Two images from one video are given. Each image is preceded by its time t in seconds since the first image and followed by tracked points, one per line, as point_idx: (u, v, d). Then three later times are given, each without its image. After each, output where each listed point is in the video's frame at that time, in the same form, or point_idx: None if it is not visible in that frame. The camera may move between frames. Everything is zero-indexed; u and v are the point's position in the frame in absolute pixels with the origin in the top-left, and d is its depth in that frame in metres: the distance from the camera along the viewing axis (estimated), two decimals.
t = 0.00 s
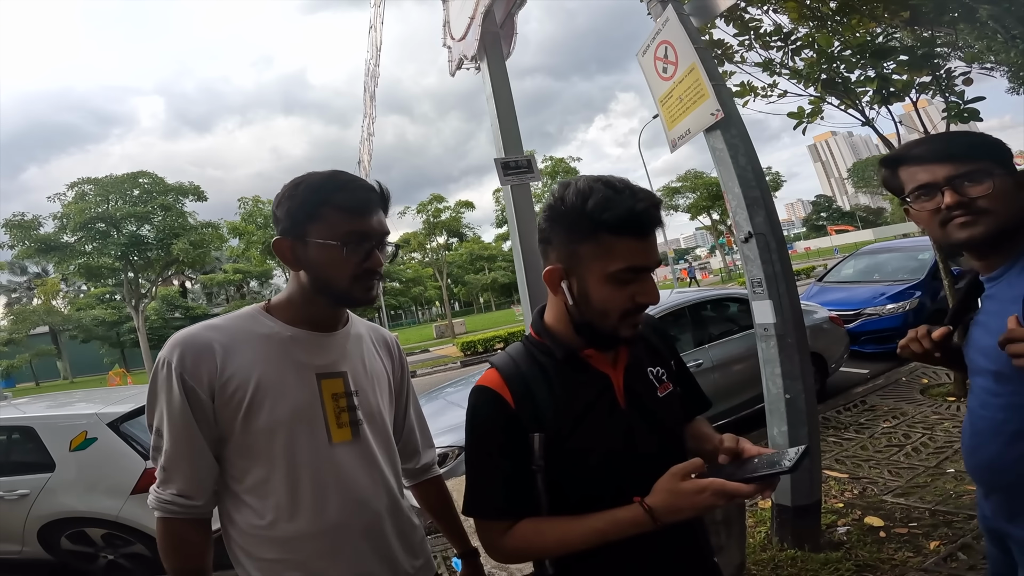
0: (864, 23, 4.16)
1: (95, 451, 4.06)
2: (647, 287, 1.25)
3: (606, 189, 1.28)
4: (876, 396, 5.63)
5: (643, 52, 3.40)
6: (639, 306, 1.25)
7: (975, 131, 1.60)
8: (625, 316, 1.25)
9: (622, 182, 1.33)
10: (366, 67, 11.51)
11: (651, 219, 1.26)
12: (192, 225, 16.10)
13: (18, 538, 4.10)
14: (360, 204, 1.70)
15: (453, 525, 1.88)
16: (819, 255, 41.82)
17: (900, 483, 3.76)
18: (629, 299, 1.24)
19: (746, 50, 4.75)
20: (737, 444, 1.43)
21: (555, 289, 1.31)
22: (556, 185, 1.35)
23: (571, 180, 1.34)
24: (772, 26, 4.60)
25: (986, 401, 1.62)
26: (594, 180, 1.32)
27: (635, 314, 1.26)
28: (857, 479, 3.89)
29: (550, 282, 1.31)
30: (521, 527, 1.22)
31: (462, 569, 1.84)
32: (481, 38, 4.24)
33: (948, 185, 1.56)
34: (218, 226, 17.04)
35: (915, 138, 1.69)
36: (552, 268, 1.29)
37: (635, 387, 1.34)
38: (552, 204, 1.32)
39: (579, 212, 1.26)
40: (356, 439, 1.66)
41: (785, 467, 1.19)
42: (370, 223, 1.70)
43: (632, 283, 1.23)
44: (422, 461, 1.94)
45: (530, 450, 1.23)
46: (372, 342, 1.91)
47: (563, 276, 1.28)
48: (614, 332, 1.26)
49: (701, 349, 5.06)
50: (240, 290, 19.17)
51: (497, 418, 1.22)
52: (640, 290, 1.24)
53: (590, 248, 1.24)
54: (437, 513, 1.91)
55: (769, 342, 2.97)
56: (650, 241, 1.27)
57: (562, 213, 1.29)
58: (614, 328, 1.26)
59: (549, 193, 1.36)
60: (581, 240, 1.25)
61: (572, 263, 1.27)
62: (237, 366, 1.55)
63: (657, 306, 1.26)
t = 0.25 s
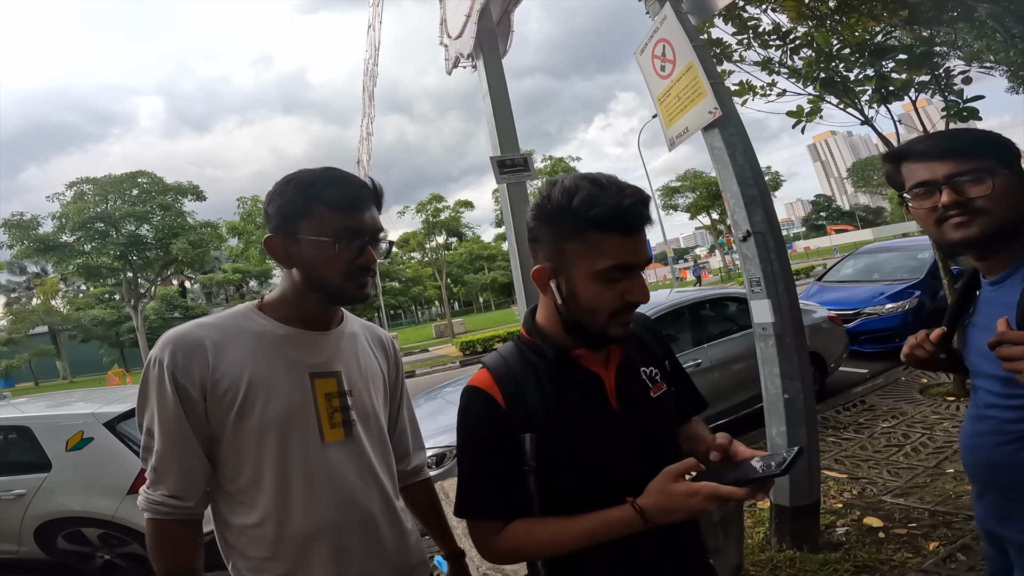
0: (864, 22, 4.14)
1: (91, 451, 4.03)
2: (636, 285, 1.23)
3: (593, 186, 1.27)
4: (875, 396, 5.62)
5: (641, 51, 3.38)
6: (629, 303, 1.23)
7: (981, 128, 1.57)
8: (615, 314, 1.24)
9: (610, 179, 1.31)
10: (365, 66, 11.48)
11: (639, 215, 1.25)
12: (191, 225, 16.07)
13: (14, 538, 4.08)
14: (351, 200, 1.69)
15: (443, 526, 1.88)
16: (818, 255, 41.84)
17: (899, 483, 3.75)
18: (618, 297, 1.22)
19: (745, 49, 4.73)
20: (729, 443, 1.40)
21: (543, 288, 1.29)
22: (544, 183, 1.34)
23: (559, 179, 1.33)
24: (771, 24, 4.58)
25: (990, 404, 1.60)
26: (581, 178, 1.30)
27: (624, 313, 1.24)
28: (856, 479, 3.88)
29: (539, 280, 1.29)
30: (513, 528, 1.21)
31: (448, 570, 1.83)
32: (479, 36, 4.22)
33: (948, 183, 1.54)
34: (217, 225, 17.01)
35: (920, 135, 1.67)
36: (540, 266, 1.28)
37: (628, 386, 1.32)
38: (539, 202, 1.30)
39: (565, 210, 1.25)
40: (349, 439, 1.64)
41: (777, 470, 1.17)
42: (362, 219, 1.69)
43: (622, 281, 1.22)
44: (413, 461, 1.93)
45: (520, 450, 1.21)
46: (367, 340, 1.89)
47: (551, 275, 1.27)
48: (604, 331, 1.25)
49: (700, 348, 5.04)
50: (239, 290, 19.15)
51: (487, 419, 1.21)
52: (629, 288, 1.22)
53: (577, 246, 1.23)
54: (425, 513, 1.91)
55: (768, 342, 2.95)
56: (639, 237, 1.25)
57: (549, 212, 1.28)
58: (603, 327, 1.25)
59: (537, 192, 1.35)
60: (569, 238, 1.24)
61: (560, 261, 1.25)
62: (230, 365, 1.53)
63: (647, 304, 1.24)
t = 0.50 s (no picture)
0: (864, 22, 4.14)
1: (94, 451, 4.04)
2: (636, 285, 1.23)
3: (595, 187, 1.28)
4: (876, 395, 5.62)
5: (642, 51, 3.38)
6: (629, 304, 1.23)
7: (983, 134, 1.57)
8: (615, 315, 1.24)
9: (611, 181, 1.32)
10: (366, 66, 11.50)
11: (639, 215, 1.25)
12: (192, 225, 16.06)
13: (17, 539, 4.09)
14: (359, 208, 1.69)
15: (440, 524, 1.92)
16: (819, 254, 41.83)
17: (900, 483, 3.75)
18: (618, 298, 1.23)
19: (746, 49, 4.73)
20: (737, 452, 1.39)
21: (545, 287, 1.30)
22: (546, 185, 1.35)
23: (562, 180, 1.34)
24: (772, 24, 4.58)
25: (994, 406, 1.60)
26: (583, 179, 1.31)
27: (625, 313, 1.24)
28: (857, 479, 3.89)
29: (541, 279, 1.30)
30: (511, 529, 1.22)
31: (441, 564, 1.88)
32: (480, 37, 4.23)
33: (949, 192, 1.55)
34: (218, 226, 17.02)
35: (921, 141, 1.66)
36: (542, 265, 1.28)
37: (627, 390, 1.32)
38: (542, 202, 1.31)
39: (567, 210, 1.26)
40: (356, 442, 1.65)
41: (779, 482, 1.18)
42: (369, 227, 1.69)
43: (622, 281, 1.22)
44: (414, 462, 1.94)
45: (520, 452, 1.22)
46: (372, 343, 1.90)
47: (554, 273, 1.28)
48: (604, 331, 1.25)
49: (701, 348, 5.05)
50: (240, 290, 19.17)
51: (488, 421, 1.22)
52: (629, 288, 1.22)
53: (578, 245, 1.24)
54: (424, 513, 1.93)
55: (769, 342, 2.96)
56: (640, 237, 1.26)
57: (551, 211, 1.28)
58: (603, 327, 1.25)
59: (540, 193, 1.35)
60: (570, 237, 1.25)
61: (561, 260, 1.26)
62: (240, 367, 1.54)
63: (647, 305, 1.24)
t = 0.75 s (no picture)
0: (864, 20, 4.13)
1: (93, 451, 4.03)
2: (632, 287, 1.22)
3: (591, 188, 1.26)
4: (877, 395, 5.61)
5: (642, 50, 3.37)
6: (625, 306, 1.22)
7: (981, 136, 1.56)
8: (612, 317, 1.22)
9: (608, 181, 1.30)
10: (365, 65, 11.51)
11: (637, 217, 1.23)
12: (192, 225, 16.06)
13: (16, 539, 4.08)
14: (358, 206, 1.68)
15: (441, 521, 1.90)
16: (820, 253, 41.79)
17: (901, 483, 3.74)
18: (613, 300, 1.21)
19: (746, 48, 4.72)
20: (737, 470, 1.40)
21: (541, 287, 1.28)
22: (544, 185, 1.34)
23: (560, 180, 1.32)
24: (772, 23, 4.57)
25: (997, 403, 1.57)
26: (580, 179, 1.30)
27: (621, 315, 1.22)
28: (858, 479, 3.87)
29: (537, 280, 1.28)
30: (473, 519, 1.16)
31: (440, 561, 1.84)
32: (479, 36, 4.21)
33: (947, 195, 1.54)
34: (218, 225, 17.01)
35: (920, 142, 1.65)
36: (537, 265, 1.26)
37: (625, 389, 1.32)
38: (540, 202, 1.30)
39: (564, 210, 1.25)
40: (357, 442, 1.63)
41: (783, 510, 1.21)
42: (368, 224, 1.67)
43: (617, 283, 1.20)
44: (414, 461, 1.93)
45: (517, 446, 1.22)
46: (372, 342, 1.88)
47: (550, 274, 1.26)
48: (600, 331, 1.24)
49: (702, 348, 5.03)
50: (241, 289, 19.17)
51: (484, 416, 1.21)
52: (624, 290, 1.21)
53: (574, 246, 1.22)
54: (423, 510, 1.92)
55: (769, 341, 2.94)
56: (639, 239, 1.24)
57: (548, 212, 1.27)
58: (599, 328, 1.23)
59: (538, 193, 1.34)
60: (566, 238, 1.23)
61: (557, 261, 1.25)
62: (240, 366, 1.53)
63: (643, 307, 1.23)
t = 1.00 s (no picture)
0: (864, 20, 4.12)
1: (93, 451, 4.03)
2: (629, 287, 1.22)
3: (584, 189, 1.26)
4: (877, 395, 5.61)
5: (640, 50, 3.36)
6: (622, 306, 1.22)
7: (974, 142, 1.55)
8: (609, 318, 1.22)
9: (602, 181, 1.30)
10: (365, 64, 11.52)
11: (632, 217, 1.23)
12: (192, 224, 16.04)
13: (16, 539, 4.09)
14: (349, 208, 1.67)
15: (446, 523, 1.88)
16: (820, 252, 41.77)
17: (900, 483, 3.74)
18: (610, 300, 1.21)
19: (745, 48, 4.71)
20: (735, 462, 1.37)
21: (538, 289, 1.28)
22: (540, 186, 1.33)
23: (554, 181, 1.32)
24: (772, 23, 4.57)
25: (992, 404, 1.57)
26: (573, 180, 1.29)
27: (618, 315, 1.22)
28: (856, 479, 3.87)
29: (533, 282, 1.28)
30: (461, 523, 1.19)
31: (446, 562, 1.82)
32: (478, 36, 4.21)
33: (937, 203, 1.54)
34: (218, 225, 17.00)
35: (912, 149, 1.64)
36: (534, 269, 1.27)
37: (622, 390, 1.31)
38: (534, 204, 1.30)
39: (556, 213, 1.25)
40: (351, 442, 1.62)
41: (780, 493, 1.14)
42: (360, 225, 1.67)
43: (614, 283, 1.21)
44: (416, 462, 1.91)
45: (510, 447, 1.22)
46: (374, 342, 1.87)
47: (547, 276, 1.26)
48: (597, 332, 1.24)
49: (701, 347, 5.03)
50: (241, 289, 19.18)
51: (479, 416, 1.22)
52: (621, 290, 1.21)
53: (569, 248, 1.22)
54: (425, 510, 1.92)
55: (768, 342, 2.94)
56: (635, 238, 1.24)
57: (542, 214, 1.27)
58: (597, 328, 1.23)
59: (534, 194, 1.34)
60: (561, 240, 1.23)
61: (553, 263, 1.25)
62: (236, 365, 1.54)
63: (641, 307, 1.22)
